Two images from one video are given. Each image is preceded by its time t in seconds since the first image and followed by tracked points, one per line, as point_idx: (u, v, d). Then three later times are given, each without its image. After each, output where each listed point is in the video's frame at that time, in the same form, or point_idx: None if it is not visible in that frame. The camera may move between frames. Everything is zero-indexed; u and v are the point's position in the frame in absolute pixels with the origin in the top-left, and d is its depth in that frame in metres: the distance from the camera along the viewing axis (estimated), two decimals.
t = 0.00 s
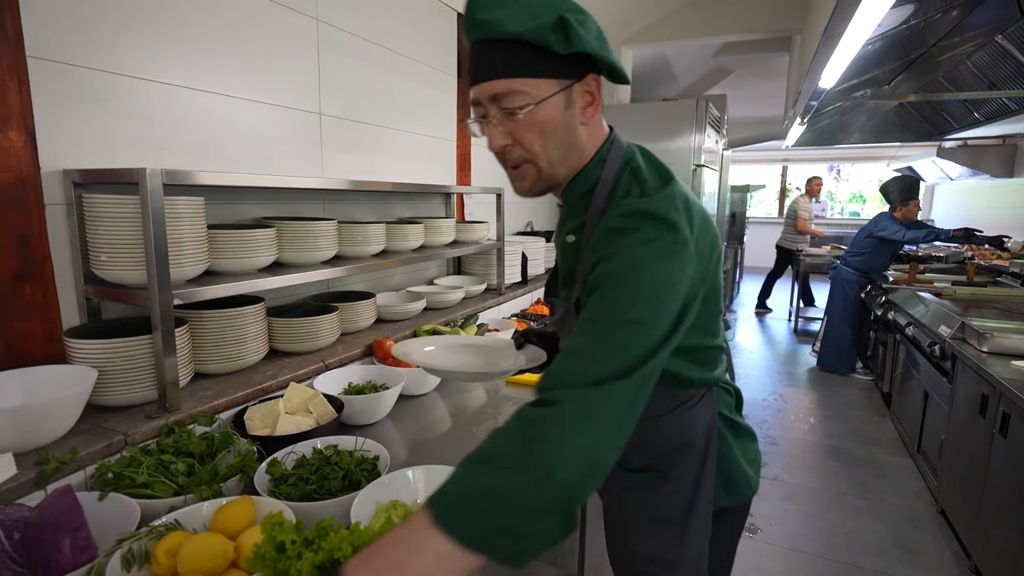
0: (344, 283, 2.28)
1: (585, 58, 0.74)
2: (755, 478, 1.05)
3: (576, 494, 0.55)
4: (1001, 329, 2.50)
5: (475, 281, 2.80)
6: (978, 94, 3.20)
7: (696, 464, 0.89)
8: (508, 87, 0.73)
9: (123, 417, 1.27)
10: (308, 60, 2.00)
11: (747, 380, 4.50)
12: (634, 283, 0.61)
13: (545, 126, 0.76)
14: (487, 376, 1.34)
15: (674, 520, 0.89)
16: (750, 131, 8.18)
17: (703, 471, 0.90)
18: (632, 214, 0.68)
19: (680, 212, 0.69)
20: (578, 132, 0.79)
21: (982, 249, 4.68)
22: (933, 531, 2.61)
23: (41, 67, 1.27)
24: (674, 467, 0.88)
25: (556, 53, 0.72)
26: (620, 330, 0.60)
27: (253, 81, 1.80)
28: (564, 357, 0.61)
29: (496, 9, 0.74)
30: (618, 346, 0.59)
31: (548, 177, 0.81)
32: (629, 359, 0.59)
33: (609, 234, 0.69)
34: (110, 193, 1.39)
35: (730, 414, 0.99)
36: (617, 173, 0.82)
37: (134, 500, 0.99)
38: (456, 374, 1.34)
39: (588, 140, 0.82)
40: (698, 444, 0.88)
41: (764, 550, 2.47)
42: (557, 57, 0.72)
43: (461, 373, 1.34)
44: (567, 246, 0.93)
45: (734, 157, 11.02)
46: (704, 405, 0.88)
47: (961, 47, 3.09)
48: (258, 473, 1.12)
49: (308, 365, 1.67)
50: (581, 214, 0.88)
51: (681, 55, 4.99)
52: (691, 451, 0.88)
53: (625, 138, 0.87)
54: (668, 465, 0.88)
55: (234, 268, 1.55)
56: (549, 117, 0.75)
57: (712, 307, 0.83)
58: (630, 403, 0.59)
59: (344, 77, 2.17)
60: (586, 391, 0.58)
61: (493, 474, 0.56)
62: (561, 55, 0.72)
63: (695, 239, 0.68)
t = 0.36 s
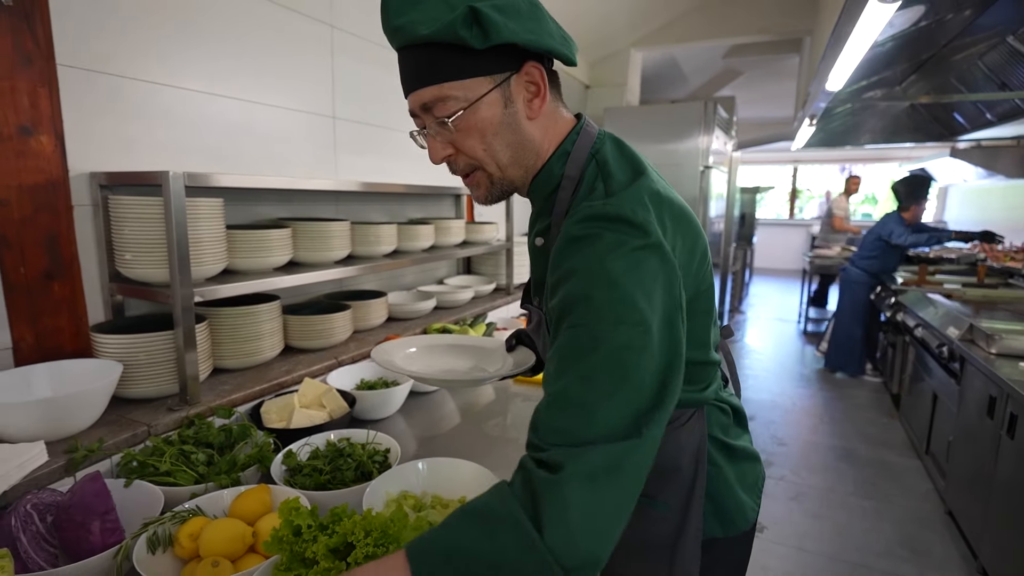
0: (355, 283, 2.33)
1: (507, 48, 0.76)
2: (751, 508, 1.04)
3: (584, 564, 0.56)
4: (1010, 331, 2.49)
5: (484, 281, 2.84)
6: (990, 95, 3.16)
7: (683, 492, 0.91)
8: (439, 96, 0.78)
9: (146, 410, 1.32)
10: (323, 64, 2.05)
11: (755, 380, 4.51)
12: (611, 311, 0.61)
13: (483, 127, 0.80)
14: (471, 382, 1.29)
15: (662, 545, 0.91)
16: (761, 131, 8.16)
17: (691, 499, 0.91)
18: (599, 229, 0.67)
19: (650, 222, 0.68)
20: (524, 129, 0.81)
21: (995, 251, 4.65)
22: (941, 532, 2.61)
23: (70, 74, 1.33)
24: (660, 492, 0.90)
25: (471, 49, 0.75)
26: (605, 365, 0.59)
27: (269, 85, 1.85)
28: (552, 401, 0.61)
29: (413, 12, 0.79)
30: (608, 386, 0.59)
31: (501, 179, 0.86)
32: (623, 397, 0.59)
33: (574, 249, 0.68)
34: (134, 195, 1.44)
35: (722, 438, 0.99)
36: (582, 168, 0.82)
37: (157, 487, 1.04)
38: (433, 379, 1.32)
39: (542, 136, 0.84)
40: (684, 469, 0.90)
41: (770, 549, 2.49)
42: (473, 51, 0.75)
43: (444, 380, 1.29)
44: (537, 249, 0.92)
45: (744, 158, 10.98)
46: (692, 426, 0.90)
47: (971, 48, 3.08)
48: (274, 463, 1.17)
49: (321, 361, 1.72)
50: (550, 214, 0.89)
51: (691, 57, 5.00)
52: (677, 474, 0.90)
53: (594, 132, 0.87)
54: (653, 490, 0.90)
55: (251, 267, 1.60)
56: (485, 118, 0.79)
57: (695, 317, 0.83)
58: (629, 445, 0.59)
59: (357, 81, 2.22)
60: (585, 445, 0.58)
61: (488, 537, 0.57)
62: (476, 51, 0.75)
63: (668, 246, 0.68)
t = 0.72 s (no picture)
0: (366, 282, 2.37)
1: (501, 52, 0.79)
2: (756, 512, 1.05)
3: (569, 565, 0.59)
4: None
5: (493, 282, 2.86)
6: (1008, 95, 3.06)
7: (689, 498, 0.93)
8: (440, 103, 0.81)
9: (162, 405, 1.37)
10: (335, 68, 2.09)
11: (767, 382, 4.48)
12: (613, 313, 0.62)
13: (485, 131, 0.82)
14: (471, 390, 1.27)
15: (668, 547, 0.93)
16: (775, 131, 8.08)
17: (697, 505, 0.93)
18: (605, 231, 0.68)
19: (656, 225, 0.69)
20: (526, 130, 0.83)
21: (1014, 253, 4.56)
22: (954, 538, 2.58)
23: (91, 81, 1.38)
24: (665, 497, 0.92)
25: (466, 54, 0.78)
26: (605, 368, 0.60)
27: (282, 90, 1.89)
28: (548, 401, 0.63)
29: (413, 27, 0.83)
30: (604, 389, 0.60)
31: (507, 180, 0.87)
32: (618, 402, 0.61)
33: (579, 250, 0.69)
34: (151, 197, 1.49)
35: (728, 442, 1.00)
36: (588, 170, 0.84)
37: (172, 480, 1.08)
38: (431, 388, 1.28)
39: (546, 136, 0.85)
40: (689, 475, 0.92)
41: (779, 551, 2.47)
42: (467, 56, 0.78)
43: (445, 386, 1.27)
44: (541, 249, 0.93)
45: (759, 158, 10.88)
46: (699, 431, 0.91)
47: (988, 48, 3.03)
48: (284, 459, 1.20)
49: (332, 360, 1.75)
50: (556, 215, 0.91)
51: (703, 57, 4.98)
52: (682, 480, 0.92)
53: (600, 134, 0.88)
54: (660, 495, 0.92)
55: (264, 267, 1.64)
56: (487, 122, 0.81)
57: (703, 318, 0.84)
58: (622, 449, 0.61)
59: (369, 85, 2.25)
60: (578, 448, 0.60)
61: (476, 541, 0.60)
62: (471, 56, 0.78)
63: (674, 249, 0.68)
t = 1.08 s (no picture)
0: (376, 283, 2.41)
1: (502, 63, 0.80)
2: (757, 510, 1.07)
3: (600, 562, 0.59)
4: None
5: (502, 282, 2.90)
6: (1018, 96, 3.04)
7: (688, 496, 0.95)
8: (447, 112, 0.84)
9: (179, 401, 1.42)
10: (346, 73, 2.13)
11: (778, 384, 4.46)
12: (623, 318, 0.63)
13: (488, 138, 0.85)
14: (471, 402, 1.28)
15: (668, 542, 0.96)
16: (788, 132, 8.02)
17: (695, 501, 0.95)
18: (612, 238, 0.70)
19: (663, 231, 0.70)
20: (528, 137, 0.86)
21: None
22: (966, 542, 2.55)
23: (110, 87, 1.43)
24: (666, 494, 0.95)
25: (470, 65, 0.80)
26: (618, 371, 0.62)
27: (295, 95, 1.94)
28: (564, 404, 0.63)
29: (421, 39, 0.86)
30: (619, 392, 0.61)
31: (510, 185, 0.91)
32: (633, 403, 0.61)
33: (585, 255, 0.71)
34: (169, 200, 1.54)
35: (728, 441, 1.02)
36: (592, 175, 0.87)
37: (187, 472, 1.13)
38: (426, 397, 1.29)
39: (548, 143, 0.88)
40: (689, 473, 0.94)
41: (786, 553, 2.45)
42: (472, 67, 0.80)
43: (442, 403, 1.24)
44: (547, 252, 0.99)
45: (772, 159, 10.79)
46: (698, 430, 0.94)
47: (1003, 48, 3.00)
48: (295, 453, 1.24)
49: (342, 358, 1.80)
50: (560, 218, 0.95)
51: (715, 58, 4.97)
52: (682, 477, 0.94)
53: (603, 142, 0.90)
54: (660, 492, 0.95)
55: (276, 268, 1.69)
56: (490, 129, 0.84)
57: (705, 320, 0.86)
58: (639, 452, 0.62)
59: (379, 89, 2.30)
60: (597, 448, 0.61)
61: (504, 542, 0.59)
62: (474, 67, 0.79)
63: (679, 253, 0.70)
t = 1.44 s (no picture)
0: (387, 283, 2.46)
1: (556, 54, 0.89)
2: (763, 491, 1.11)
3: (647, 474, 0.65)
4: None
5: (510, 283, 2.93)
6: None
7: (699, 475, 0.98)
8: (503, 95, 0.91)
9: (198, 395, 1.47)
10: (358, 77, 2.18)
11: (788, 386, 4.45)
12: (677, 267, 0.70)
13: (539, 120, 0.92)
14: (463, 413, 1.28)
15: (679, 520, 0.99)
16: (799, 132, 7.98)
17: (706, 480, 0.99)
18: (662, 199, 0.77)
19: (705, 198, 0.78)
20: (573, 123, 0.93)
21: None
22: (975, 544, 2.52)
23: (132, 93, 1.48)
24: (676, 473, 0.97)
25: (527, 53, 0.88)
26: (673, 312, 0.68)
27: (309, 98, 1.99)
28: (623, 335, 0.68)
29: (481, 33, 0.93)
30: (672, 330, 0.68)
31: (553, 166, 0.98)
32: (681, 340, 0.68)
33: (638, 214, 0.78)
34: (189, 202, 1.60)
35: (737, 423, 1.06)
36: (632, 160, 0.95)
37: (207, 463, 1.18)
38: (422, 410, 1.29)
39: (590, 131, 0.96)
40: (700, 452, 0.97)
41: (793, 553, 2.44)
42: (529, 56, 0.88)
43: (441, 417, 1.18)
44: (582, 233, 1.04)
45: (783, 159, 10.72)
46: (709, 408, 0.98)
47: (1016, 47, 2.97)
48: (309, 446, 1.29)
49: (354, 356, 1.84)
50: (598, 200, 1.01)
51: (724, 59, 4.97)
52: (694, 455, 0.97)
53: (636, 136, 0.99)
54: (670, 471, 0.98)
55: (291, 267, 1.73)
56: (540, 113, 0.91)
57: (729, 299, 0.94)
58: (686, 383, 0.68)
59: (391, 92, 2.34)
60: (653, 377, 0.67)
61: (573, 448, 0.63)
62: (532, 55, 0.88)
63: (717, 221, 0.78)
